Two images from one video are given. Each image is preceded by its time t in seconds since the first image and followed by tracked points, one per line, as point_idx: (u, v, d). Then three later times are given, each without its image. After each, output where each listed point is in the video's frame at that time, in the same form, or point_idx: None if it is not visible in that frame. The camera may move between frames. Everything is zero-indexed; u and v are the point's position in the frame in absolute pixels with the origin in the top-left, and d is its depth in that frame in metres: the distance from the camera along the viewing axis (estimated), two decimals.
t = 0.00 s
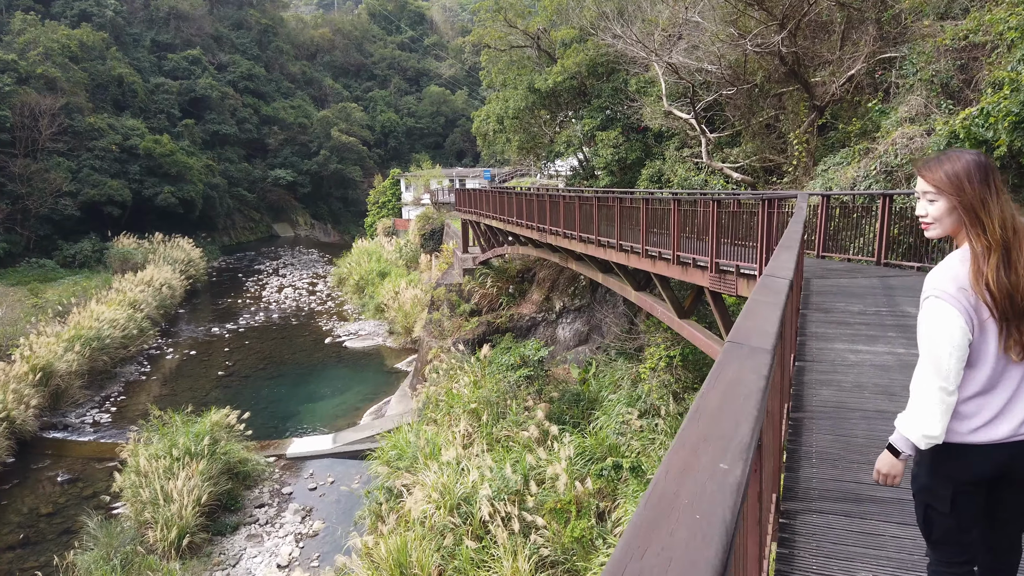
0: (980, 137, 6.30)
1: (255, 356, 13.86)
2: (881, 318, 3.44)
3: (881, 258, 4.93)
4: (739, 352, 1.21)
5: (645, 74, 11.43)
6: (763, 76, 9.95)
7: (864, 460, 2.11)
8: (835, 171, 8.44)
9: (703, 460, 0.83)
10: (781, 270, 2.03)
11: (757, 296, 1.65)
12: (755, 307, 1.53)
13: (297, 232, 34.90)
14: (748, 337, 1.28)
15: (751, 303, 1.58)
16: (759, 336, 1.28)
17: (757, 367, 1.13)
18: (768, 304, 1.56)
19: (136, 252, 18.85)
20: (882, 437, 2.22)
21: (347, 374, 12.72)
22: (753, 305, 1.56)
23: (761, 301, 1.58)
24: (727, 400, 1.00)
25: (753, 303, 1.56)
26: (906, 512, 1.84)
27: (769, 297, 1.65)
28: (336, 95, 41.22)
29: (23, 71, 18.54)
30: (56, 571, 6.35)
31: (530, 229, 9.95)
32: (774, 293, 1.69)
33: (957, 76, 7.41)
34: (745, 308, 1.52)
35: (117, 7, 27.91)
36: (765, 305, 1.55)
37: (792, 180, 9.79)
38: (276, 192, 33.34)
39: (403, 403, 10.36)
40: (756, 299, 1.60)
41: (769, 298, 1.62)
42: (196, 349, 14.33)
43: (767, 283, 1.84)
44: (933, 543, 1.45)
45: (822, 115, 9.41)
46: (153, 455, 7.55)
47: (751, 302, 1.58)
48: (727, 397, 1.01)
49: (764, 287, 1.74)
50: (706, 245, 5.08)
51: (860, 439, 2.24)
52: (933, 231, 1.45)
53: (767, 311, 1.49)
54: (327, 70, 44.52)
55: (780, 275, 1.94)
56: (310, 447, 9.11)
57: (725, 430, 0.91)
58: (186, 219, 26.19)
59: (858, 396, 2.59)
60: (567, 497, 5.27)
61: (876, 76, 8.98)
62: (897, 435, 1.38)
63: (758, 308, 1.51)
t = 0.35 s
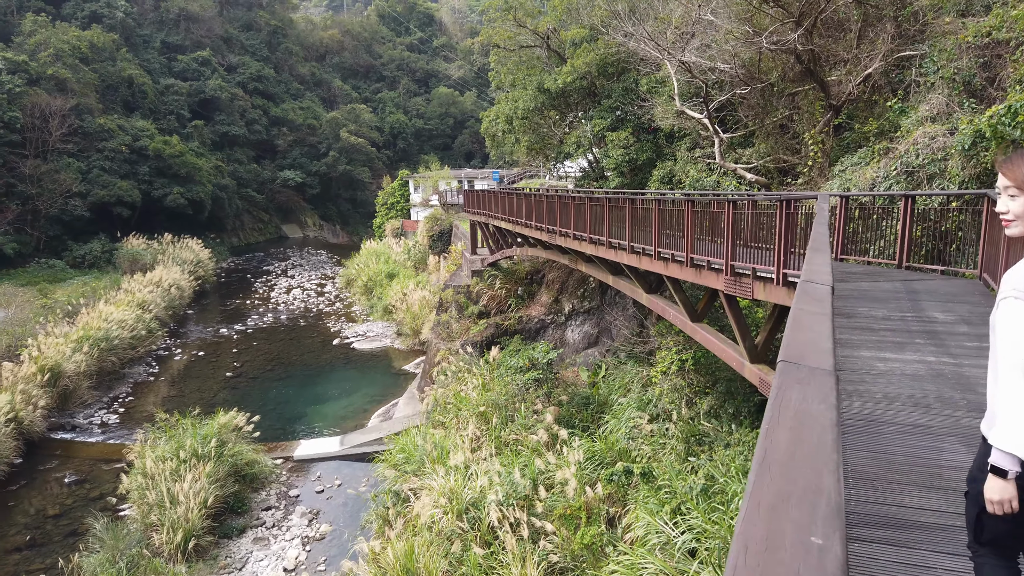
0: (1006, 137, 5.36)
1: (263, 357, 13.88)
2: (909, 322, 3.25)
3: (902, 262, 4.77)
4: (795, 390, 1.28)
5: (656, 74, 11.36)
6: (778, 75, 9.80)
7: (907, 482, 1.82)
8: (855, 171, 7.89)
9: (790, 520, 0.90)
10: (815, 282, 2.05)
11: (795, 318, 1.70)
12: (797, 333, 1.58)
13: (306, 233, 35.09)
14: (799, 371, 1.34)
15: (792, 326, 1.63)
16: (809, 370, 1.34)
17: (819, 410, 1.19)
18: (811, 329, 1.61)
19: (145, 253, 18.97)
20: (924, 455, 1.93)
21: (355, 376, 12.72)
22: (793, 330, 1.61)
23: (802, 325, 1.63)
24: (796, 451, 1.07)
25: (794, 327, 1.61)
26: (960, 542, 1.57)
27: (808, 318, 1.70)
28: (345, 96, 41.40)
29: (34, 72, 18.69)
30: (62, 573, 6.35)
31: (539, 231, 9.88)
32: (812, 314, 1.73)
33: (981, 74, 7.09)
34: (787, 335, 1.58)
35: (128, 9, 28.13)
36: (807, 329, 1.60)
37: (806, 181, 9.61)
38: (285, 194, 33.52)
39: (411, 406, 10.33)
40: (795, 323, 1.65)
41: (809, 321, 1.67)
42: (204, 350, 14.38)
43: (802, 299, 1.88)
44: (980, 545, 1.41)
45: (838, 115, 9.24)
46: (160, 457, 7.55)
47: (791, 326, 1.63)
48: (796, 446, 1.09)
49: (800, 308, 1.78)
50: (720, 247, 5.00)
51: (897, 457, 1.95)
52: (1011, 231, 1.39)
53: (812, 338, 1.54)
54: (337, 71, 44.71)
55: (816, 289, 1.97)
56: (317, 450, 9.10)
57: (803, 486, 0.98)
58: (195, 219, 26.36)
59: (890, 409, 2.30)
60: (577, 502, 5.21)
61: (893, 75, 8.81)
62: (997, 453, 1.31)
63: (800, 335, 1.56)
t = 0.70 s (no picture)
0: None
1: (273, 357, 13.92)
2: (938, 329, 3.13)
3: (927, 264, 4.55)
4: (881, 425, 1.11)
5: (671, 73, 11.25)
6: (795, 73, 9.65)
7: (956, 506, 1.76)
8: (876, 172, 7.64)
9: None
10: (862, 287, 1.89)
11: (853, 333, 1.52)
12: (863, 351, 1.40)
13: (317, 233, 35.24)
14: (881, 402, 1.16)
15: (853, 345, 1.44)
16: (891, 401, 1.17)
17: (918, 458, 1.02)
18: (877, 347, 1.43)
19: (156, 253, 19.10)
20: (969, 474, 1.87)
21: (365, 376, 12.71)
22: (856, 348, 1.43)
23: (865, 343, 1.45)
24: (905, 510, 0.89)
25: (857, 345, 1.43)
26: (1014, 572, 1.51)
27: (866, 331, 1.53)
28: (356, 96, 41.54)
29: (47, 72, 18.89)
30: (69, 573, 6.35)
31: (550, 232, 9.80)
32: (871, 327, 1.55)
33: (1008, 72, 6.79)
34: (850, 353, 1.40)
35: (141, 10, 28.40)
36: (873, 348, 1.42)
37: (823, 182, 9.44)
38: (296, 194, 33.68)
39: (420, 407, 10.29)
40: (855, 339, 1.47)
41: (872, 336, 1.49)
42: (214, 350, 14.44)
43: (852, 308, 1.70)
44: None
45: (858, 114, 9.07)
46: (169, 457, 7.55)
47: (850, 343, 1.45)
48: (907, 505, 0.90)
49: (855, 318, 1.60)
50: (738, 249, 4.88)
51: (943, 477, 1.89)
52: None
53: (884, 358, 1.36)
54: (348, 72, 44.89)
55: (868, 296, 1.80)
56: (326, 451, 9.08)
57: (931, 555, 0.79)
58: (207, 219, 26.54)
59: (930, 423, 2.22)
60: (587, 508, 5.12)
61: (914, 73, 8.53)
62: None
63: (868, 354, 1.38)
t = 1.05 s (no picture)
0: None
1: (276, 358, 13.90)
2: (953, 334, 3.04)
3: (939, 268, 4.43)
4: (940, 478, 0.86)
5: (676, 72, 11.19)
6: (801, 72, 9.55)
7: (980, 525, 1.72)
8: (886, 172, 7.54)
9: None
10: (888, 296, 1.65)
11: (887, 350, 1.28)
12: (903, 376, 1.16)
13: (320, 234, 35.26)
14: (935, 447, 0.92)
15: (890, 367, 1.20)
16: (946, 446, 0.93)
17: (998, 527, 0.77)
18: (918, 372, 1.19)
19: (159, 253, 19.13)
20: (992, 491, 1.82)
21: (367, 378, 12.66)
22: (893, 371, 1.19)
23: (903, 365, 1.21)
24: None
25: (893, 368, 1.19)
26: None
27: (901, 350, 1.29)
28: (360, 97, 41.58)
29: (51, 72, 18.96)
30: None
31: (553, 233, 9.74)
32: (907, 344, 1.32)
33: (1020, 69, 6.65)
34: (887, 378, 1.16)
35: (145, 10, 28.47)
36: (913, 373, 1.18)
37: (830, 183, 9.32)
38: (300, 195, 33.73)
39: (422, 409, 10.25)
40: (889, 360, 1.23)
41: (910, 356, 1.25)
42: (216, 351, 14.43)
43: (879, 321, 1.46)
44: None
45: (866, 113, 8.96)
46: (169, 460, 7.52)
47: (886, 365, 1.20)
48: None
49: (888, 333, 1.36)
50: (744, 251, 4.81)
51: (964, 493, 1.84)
52: None
53: (928, 387, 1.12)
54: (352, 73, 44.95)
55: (897, 308, 1.56)
56: (328, 453, 9.03)
57: None
58: (210, 220, 26.59)
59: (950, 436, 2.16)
60: (590, 513, 5.05)
61: (923, 72, 8.47)
62: None
63: (909, 380, 1.14)
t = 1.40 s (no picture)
0: None
1: (273, 360, 13.85)
2: (954, 339, 2.99)
3: (939, 270, 4.37)
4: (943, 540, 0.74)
5: (674, 72, 11.17)
6: (800, 71, 9.51)
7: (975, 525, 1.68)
8: (884, 172, 7.51)
9: None
10: (886, 308, 1.56)
11: (883, 374, 1.16)
12: (901, 408, 1.04)
13: (319, 236, 35.24)
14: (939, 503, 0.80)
15: (885, 395, 1.08)
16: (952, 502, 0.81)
17: None
18: (917, 401, 1.07)
19: (156, 255, 19.08)
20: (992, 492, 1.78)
21: (364, 380, 12.60)
22: (891, 399, 1.07)
23: (902, 393, 1.09)
24: None
25: (889, 397, 1.07)
26: None
27: (900, 373, 1.17)
28: (359, 99, 41.56)
29: (48, 73, 18.91)
30: None
31: (549, 234, 9.71)
32: (905, 366, 1.20)
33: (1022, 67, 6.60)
34: (881, 409, 1.04)
35: (143, 12, 28.44)
36: (912, 404, 1.06)
37: (829, 183, 9.23)
38: (299, 196, 33.69)
39: (419, 412, 10.20)
40: (886, 387, 1.11)
41: (908, 382, 1.13)
42: (213, 353, 14.36)
43: (876, 337, 1.35)
44: None
45: (864, 113, 8.92)
46: (163, 463, 7.47)
47: (882, 393, 1.09)
48: None
49: (884, 352, 1.25)
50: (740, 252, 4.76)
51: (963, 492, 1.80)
52: None
53: (928, 423, 0.99)
54: (351, 74, 44.94)
55: (896, 322, 1.45)
56: (324, 456, 8.97)
57: None
58: (209, 222, 26.54)
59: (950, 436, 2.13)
60: (586, 519, 4.99)
61: (922, 71, 8.42)
62: None
63: (905, 413, 1.03)
